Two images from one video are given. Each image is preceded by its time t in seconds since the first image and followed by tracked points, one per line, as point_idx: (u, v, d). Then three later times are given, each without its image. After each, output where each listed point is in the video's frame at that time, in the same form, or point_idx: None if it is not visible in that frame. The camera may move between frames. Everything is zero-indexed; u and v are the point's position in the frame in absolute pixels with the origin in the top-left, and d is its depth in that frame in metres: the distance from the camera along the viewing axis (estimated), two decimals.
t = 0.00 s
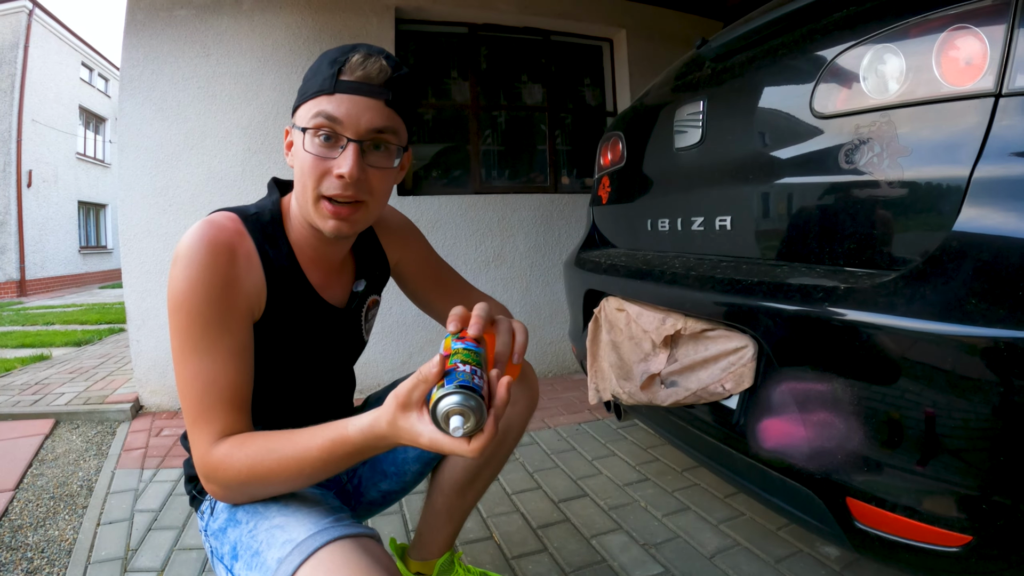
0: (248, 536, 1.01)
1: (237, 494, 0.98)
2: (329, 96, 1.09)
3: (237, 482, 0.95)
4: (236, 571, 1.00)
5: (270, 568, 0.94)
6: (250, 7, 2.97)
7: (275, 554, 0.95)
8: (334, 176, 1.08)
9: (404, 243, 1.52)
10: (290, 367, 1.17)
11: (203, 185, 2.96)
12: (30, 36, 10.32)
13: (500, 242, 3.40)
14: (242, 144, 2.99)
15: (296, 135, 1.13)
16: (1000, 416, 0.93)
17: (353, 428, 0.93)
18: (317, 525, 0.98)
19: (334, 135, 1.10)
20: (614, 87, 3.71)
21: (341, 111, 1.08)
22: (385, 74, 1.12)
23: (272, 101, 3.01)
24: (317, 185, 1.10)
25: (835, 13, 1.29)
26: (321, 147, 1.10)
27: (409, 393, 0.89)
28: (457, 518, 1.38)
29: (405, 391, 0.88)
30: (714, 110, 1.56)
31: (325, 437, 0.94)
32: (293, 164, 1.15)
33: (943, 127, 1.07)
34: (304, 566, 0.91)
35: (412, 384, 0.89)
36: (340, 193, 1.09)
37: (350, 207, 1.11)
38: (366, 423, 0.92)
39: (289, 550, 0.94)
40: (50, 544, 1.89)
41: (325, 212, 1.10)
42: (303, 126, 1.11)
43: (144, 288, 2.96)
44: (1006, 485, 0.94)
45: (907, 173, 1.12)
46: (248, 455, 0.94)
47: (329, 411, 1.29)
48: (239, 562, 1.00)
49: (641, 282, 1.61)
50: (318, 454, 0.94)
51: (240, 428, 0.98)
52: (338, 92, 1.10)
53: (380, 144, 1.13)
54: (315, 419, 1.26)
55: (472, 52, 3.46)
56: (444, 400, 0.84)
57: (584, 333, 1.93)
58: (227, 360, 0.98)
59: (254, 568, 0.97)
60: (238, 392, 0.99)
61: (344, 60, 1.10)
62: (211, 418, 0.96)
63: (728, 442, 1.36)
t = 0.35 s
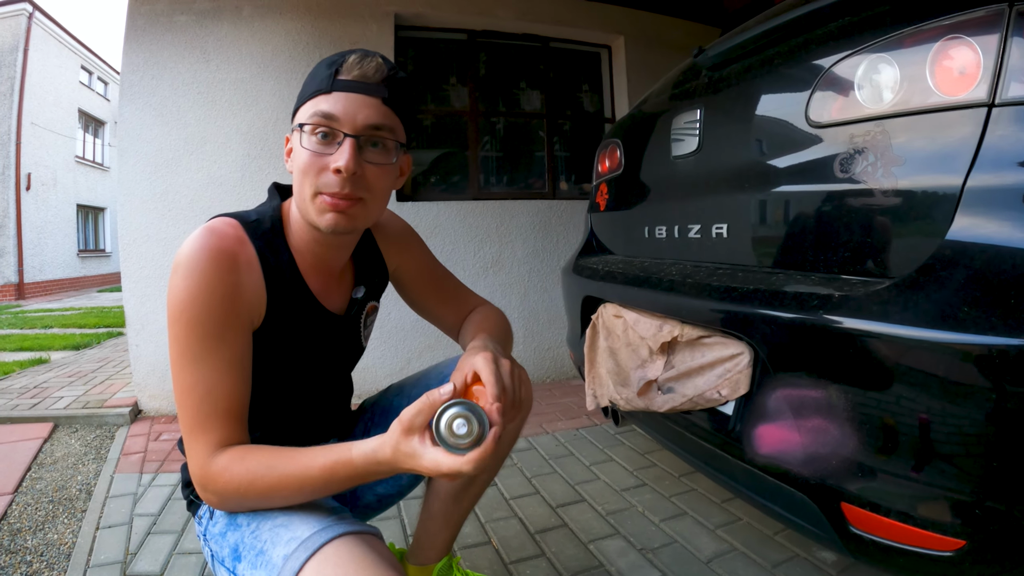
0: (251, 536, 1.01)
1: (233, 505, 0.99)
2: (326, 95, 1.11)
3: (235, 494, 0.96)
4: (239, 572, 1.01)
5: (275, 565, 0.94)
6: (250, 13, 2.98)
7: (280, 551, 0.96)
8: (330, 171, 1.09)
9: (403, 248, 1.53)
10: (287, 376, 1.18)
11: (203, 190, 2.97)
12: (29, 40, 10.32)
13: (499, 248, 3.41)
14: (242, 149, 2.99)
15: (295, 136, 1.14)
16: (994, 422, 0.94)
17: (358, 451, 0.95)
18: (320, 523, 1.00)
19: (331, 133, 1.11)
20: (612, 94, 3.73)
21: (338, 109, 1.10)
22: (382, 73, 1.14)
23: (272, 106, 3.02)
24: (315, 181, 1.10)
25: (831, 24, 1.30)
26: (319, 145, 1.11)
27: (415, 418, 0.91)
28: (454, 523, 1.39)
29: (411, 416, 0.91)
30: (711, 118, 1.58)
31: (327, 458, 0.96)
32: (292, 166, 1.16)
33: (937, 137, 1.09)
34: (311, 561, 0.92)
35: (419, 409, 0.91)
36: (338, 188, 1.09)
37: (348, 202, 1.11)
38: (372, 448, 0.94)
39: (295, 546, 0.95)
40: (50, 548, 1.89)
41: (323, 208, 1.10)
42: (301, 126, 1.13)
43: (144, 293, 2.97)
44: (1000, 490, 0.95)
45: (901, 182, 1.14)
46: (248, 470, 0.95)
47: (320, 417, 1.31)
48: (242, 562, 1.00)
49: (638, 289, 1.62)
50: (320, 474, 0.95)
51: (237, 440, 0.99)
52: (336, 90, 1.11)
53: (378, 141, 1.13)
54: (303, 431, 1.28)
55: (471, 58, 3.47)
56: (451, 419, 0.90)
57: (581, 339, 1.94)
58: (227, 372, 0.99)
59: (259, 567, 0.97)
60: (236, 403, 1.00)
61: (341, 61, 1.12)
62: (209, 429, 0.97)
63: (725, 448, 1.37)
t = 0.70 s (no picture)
0: (256, 536, 1.02)
1: (239, 510, 1.00)
2: (331, 105, 1.11)
3: (243, 499, 0.97)
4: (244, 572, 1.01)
5: (282, 563, 0.95)
6: (248, 15, 2.98)
7: (287, 549, 0.96)
8: (336, 183, 1.10)
9: (403, 248, 1.54)
10: (290, 380, 1.19)
11: (201, 192, 2.97)
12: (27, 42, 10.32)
13: (496, 249, 3.41)
14: (240, 151, 3.00)
15: (299, 144, 1.14)
16: (987, 424, 0.95)
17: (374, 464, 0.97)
18: (325, 521, 1.00)
19: (336, 143, 1.12)
20: (610, 95, 3.74)
21: (343, 119, 1.10)
22: (387, 82, 1.14)
23: (270, 108, 3.02)
24: (319, 193, 1.11)
25: (826, 28, 1.31)
26: (324, 156, 1.11)
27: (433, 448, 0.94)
28: (452, 523, 1.39)
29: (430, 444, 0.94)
30: (707, 122, 1.59)
31: (341, 466, 0.98)
32: (296, 174, 1.17)
33: (930, 141, 1.10)
34: (317, 558, 0.93)
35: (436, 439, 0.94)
36: (342, 200, 1.11)
37: (353, 215, 1.12)
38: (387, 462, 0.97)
39: (302, 543, 0.95)
40: (49, 550, 1.90)
41: (327, 220, 1.11)
42: (305, 135, 1.13)
43: (142, 295, 2.97)
44: (993, 491, 0.96)
45: (895, 186, 1.14)
46: (260, 476, 0.96)
47: (317, 421, 1.32)
48: (247, 562, 1.01)
49: (635, 292, 1.63)
50: (334, 483, 0.97)
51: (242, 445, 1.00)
52: (341, 101, 1.11)
53: (382, 152, 1.14)
54: (301, 435, 1.28)
55: (469, 59, 3.48)
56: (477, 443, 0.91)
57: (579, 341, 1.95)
58: (235, 378, 1.00)
59: (265, 566, 0.97)
60: (242, 409, 1.01)
61: (346, 70, 1.12)
62: (215, 435, 0.98)
63: (721, 450, 1.37)
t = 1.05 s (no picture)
0: (258, 530, 1.01)
1: (241, 503, 0.99)
2: (318, 83, 1.12)
3: (247, 492, 0.97)
4: (246, 566, 1.00)
5: (284, 558, 0.94)
6: (245, 9, 2.97)
7: (290, 543, 0.95)
8: (335, 150, 1.08)
9: (405, 244, 1.54)
10: (293, 375, 1.19)
11: (198, 187, 2.96)
12: (23, 35, 10.27)
13: (493, 246, 3.41)
14: (237, 146, 2.98)
15: (290, 127, 1.14)
16: (984, 423, 0.95)
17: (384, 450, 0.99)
18: (329, 515, 0.99)
19: (328, 117, 1.11)
20: (608, 93, 3.73)
21: (332, 93, 1.11)
22: (367, 57, 1.16)
23: (268, 103, 3.01)
24: (319, 164, 1.09)
25: (826, 25, 1.31)
26: (317, 130, 1.11)
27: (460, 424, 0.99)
28: (449, 519, 1.39)
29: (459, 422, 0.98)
30: (705, 119, 1.58)
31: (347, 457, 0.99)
32: (291, 160, 1.16)
33: (929, 139, 1.09)
34: (320, 554, 0.91)
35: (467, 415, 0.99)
36: (344, 166, 1.09)
37: (356, 180, 1.10)
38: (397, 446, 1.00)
39: (305, 538, 0.94)
40: (42, 544, 1.89)
41: (332, 188, 1.09)
42: (296, 117, 1.13)
43: (137, 289, 2.96)
44: (991, 491, 0.96)
45: (894, 184, 1.14)
46: (265, 469, 0.96)
47: (317, 417, 1.31)
48: (249, 557, 1.00)
49: (633, 288, 1.62)
50: (341, 472, 0.98)
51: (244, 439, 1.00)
52: (326, 78, 1.13)
53: (375, 119, 1.14)
54: (300, 430, 1.27)
55: (468, 56, 3.47)
56: (500, 445, 0.90)
57: (575, 338, 1.94)
58: (238, 371, 0.99)
59: (268, 560, 0.96)
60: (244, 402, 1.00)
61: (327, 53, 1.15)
62: (217, 430, 0.97)
63: (718, 448, 1.37)
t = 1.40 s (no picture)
0: (246, 520, 1.02)
1: (231, 495, 1.00)
2: (325, 99, 1.10)
3: (238, 483, 0.98)
4: (233, 555, 1.01)
5: (271, 545, 0.95)
6: (241, 7, 2.97)
7: (277, 531, 0.97)
8: (335, 177, 1.09)
9: (403, 244, 1.54)
10: (289, 372, 1.19)
11: (194, 185, 2.96)
12: (17, 32, 10.23)
13: (489, 245, 3.41)
14: (233, 144, 2.98)
15: (295, 140, 1.13)
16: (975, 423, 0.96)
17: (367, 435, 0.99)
18: (315, 504, 1.01)
19: (333, 138, 1.10)
20: (603, 92, 3.73)
21: (339, 113, 1.09)
22: (380, 74, 1.12)
23: (263, 101, 3.01)
24: (319, 189, 1.11)
25: (818, 26, 1.31)
26: (321, 151, 1.10)
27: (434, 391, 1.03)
28: (442, 516, 1.40)
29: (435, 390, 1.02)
30: (699, 119, 1.59)
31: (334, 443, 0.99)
32: (294, 171, 1.16)
33: (921, 140, 1.10)
34: (307, 540, 0.94)
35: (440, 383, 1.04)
36: (342, 193, 1.10)
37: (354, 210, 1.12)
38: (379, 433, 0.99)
39: (292, 526, 0.96)
40: (37, 542, 1.89)
41: (328, 215, 1.11)
42: (302, 131, 1.12)
43: (132, 287, 2.95)
44: (982, 491, 0.97)
45: (886, 184, 1.14)
46: (257, 461, 0.97)
47: (315, 414, 1.32)
48: (237, 546, 1.01)
49: (626, 288, 1.62)
50: (327, 459, 0.99)
51: (238, 432, 1.00)
52: (335, 95, 1.10)
53: (380, 143, 1.13)
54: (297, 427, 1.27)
55: (464, 54, 3.47)
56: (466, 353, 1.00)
57: (569, 337, 1.95)
58: (233, 367, 0.99)
59: (255, 548, 0.98)
60: (239, 397, 1.00)
61: (339, 64, 1.11)
62: (211, 423, 0.97)
63: (710, 447, 1.38)
